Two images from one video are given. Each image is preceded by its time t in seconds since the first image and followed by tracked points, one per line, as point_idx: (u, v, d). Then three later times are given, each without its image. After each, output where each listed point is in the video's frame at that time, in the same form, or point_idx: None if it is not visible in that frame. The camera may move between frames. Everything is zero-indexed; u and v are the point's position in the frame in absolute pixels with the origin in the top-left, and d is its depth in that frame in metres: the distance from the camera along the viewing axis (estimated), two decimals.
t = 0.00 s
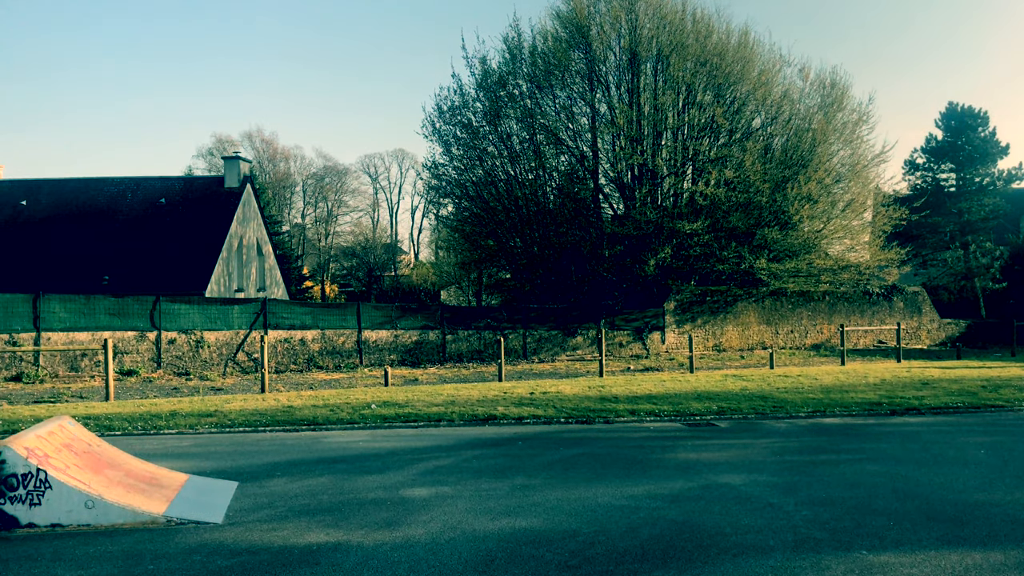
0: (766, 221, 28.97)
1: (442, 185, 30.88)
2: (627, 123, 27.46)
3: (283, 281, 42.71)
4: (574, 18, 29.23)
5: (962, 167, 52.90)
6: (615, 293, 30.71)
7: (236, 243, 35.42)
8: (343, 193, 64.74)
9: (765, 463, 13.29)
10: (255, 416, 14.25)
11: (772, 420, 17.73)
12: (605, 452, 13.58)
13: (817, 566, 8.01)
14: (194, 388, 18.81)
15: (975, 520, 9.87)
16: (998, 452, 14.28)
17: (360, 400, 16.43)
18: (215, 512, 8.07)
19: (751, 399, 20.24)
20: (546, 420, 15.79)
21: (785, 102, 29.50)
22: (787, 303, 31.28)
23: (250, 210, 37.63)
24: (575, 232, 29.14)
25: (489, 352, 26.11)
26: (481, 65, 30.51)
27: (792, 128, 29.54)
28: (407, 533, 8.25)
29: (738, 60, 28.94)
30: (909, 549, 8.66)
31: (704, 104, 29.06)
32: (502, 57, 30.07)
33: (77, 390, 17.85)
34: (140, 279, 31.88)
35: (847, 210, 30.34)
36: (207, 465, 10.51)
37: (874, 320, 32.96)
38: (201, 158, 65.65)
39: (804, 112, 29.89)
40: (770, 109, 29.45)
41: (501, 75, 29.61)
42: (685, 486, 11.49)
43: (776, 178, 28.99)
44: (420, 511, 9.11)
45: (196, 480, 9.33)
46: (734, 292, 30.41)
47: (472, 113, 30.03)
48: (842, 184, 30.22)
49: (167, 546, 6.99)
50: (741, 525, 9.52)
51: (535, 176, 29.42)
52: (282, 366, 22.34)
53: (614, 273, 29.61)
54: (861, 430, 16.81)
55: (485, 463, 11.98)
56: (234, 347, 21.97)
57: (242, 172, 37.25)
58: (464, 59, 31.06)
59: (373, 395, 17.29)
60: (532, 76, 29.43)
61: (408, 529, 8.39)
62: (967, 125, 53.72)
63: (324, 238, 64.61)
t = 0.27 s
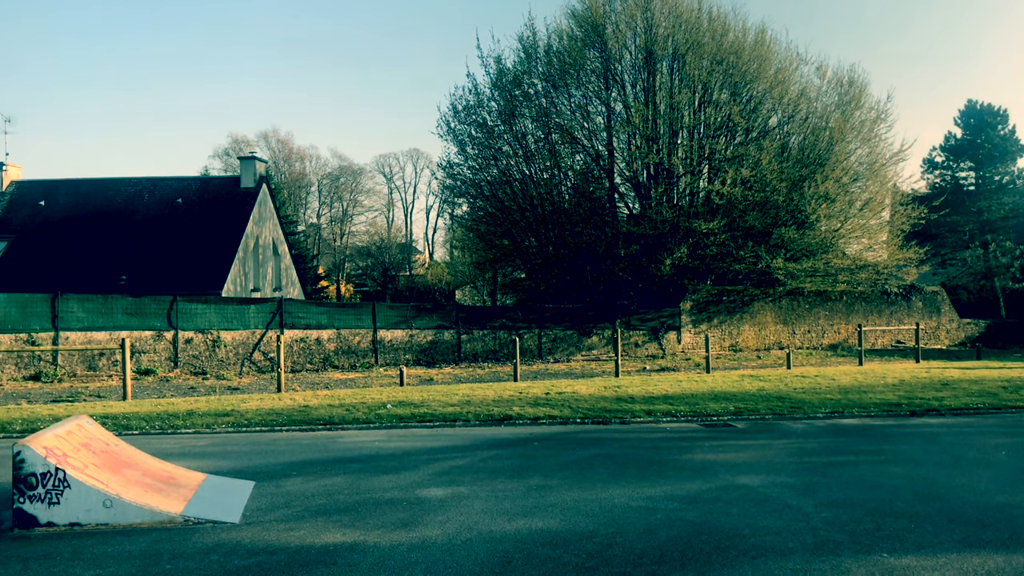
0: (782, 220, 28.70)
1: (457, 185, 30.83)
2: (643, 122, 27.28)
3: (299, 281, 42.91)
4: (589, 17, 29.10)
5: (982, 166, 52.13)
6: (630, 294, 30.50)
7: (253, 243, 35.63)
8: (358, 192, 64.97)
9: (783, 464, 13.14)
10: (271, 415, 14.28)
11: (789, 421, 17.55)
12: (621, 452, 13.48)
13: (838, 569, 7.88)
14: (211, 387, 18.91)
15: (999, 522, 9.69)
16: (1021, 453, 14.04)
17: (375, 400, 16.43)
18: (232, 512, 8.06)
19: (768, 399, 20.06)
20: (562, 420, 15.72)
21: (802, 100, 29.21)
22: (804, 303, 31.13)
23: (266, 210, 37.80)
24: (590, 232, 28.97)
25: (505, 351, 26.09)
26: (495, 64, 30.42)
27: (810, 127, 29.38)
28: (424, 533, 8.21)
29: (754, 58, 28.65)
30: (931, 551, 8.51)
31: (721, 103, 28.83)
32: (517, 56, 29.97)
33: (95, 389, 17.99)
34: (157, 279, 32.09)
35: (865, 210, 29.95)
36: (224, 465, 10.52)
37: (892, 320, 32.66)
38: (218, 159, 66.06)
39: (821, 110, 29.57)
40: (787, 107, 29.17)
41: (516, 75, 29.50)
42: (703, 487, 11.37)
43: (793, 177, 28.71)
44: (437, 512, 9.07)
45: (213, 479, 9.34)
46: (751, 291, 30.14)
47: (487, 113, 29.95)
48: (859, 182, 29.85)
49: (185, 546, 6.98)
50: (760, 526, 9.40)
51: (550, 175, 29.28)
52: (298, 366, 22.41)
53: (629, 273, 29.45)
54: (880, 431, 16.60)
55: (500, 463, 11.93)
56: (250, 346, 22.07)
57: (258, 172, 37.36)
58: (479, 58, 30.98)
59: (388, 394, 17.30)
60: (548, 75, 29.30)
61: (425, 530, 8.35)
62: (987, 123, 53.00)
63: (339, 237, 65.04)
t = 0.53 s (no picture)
0: (800, 220, 28.48)
1: (473, 185, 30.81)
2: (659, 121, 27.07)
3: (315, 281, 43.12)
4: (605, 16, 28.96)
5: (1003, 164, 51.31)
6: (645, 294, 30.52)
7: (270, 243, 35.84)
8: (374, 192, 65.13)
9: (803, 465, 12.98)
10: (289, 415, 14.32)
11: (808, 421, 17.36)
12: (639, 453, 13.39)
13: (860, 573, 7.76)
14: (229, 386, 19.01)
15: None
16: None
17: (392, 399, 16.44)
18: (250, 511, 8.07)
19: (786, 400, 19.86)
20: (579, 420, 15.64)
21: (820, 99, 28.88)
22: (822, 303, 30.79)
23: (283, 210, 38.02)
24: (606, 232, 28.81)
25: (520, 351, 26.04)
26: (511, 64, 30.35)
27: (828, 125, 29.00)
28: (441, 534, 8.17)
29: (771, 56, 28.47)
30: (952, 555, 8.35)
31: (738, 102, 28.59)
32: (533, 56, 29.87)
33: (115, 388, 18.14)
34: (175, 278, 32.33)
35: (884, 208, 29.65)
36: (242, 464, 10.54)
37: (911, 320, 32.32)
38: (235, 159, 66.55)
39: (840, 108, 29.21)
40: (804, 106, 28.88)
41: (531, 74, 29.39)
42: (721, 488, 11.26)
43: (811, 176, 28.40)
44: (454, 512, 9.04)
45: (232, 478, 9.37)
46: (768, 291, 29.90)
47: (503, 112, 29.89)
48: (878, 181, 29.46)
49: (203, 545, 6.99)
50: (779, 528, 9.28)
51: (566, 175, 29.16)
52: (315, 365, 22.47)
53: (646, 273, 29.31)
54: (901, 432, 16.37)
55: (517, 463, 11.87)
56: (268, 346, 22.12)
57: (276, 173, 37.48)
58: (495, 58, 30.93)
59: (405, 394, 17.30)
60: (564, 74, 29.18)
61: (442, 530, 8.31)
62: (1008, 121, 52.23)
63: (356, 237, 65.88)
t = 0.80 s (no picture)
0: (817, 219, 28.22)
1: (488, 184, 30.76)
2: (675, 120, 26.90)
3: (332, 280, 43.31)
4: (621, 15, 28.81)
5: None
6: (663, 294, 30.38)
7: (287, 243, 36.05)
8: (389, 192, 65.14)
9: (822, 466, 12.83)
10: (305, 414, 14.36)
11: (826, 422, 17.17)
12: (656, 453, 13.29)
13: None
14: (246, 385, 19.11)
15: None
16: None
17: (408, 399, 16.44)
18: (267, 511, 8.07)
19: (804, 400, 19.66)
20: (596, 421, 15.56)
21: (838, 97, 28.53)
22: (839, 303, 30.43)
23: (300, 211, 38.24)
24: (622, 231, 28.68)
25: (535, 351, 25.92)
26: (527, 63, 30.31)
27: (845, 124, 28.64)
28: (458, 534, 8.14)
29: (788, 54, 28.22)
30: (976, 558, 8.20)
31: (754, 101, 28.37)
32: (549, 55, 29.80)
33: (133, 387, 18.27)
34: (193, 278, 32.57)
35: (902, 208, 29.32)
36: (260, 463, 10.56)
37: (930, 320, 31.97)
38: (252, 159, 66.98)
39: (858, 106, 28.89)
40: (821, 105, 28.60)
41: (547, 73, 29.32)
42: (739, 489, 11.15)
43: (829, 175, 28.11)
44: (471, 512, 9.00)
45: (249, 477, 9.38)
46: (785, 291, 29.65)
47: (519, 112, 29.89)
48: (896, 181, 29.09)
49: (221, 545, 6.99)
50: (799, 530, 9.16)
51: (582, 174, 29.06)
52: (331, 365, 22.52)
53: (662, 272, 29.16)
54: (921, 433, 16.15)
55: (534, 464, 11.82)
56: (285, 346, 22.24)
57: (292, 173, 37.64)
58: (511, 57, 30.91)
59: (421, 393, 17.29)
60: (579, 73, 29.08)
61: (459, 530, 8.28)
62: None
63: (371, 237, 65.77)
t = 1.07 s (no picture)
0: (835, 218, 27.97)
1: (504, 184, 30.65)
2: (691, 119, 26.72)
3: (348, 280, 43.50)
4: (637, 14, 28.67)
5: None
6: (679, 293, 29.88)
7: (303, 243, 36.22)
8: (405, 192, 65.24)
9: (842, 467, 12.67)
10: (322, 413, 14.38)
11: (845, 423, 16.97)
12: (674, 454, 13.18)
13: None
14: (263, 385, 19.18)
15: None
16: None
17: (424, 399, 16.43)
18: (285, 510, 8.07)
19: (822, 400, 19.45)
20: (612, 421, 15.46)
21: (856, 96, 28.20)
22: (857, 303, 30.08)
23: (317, 211, 38.44)
24: (638, 230, 28.57)
25: (552, 351, 25.87)
26: (543, 63, 30.20)
27: (864, 122, 28.36)
28: (475, 534, 8.10)
29: (806, 52, 27.91)
30: (1001, 561, 8.05)
31: (771, 100, 27.97)
32: (565, 55, 29.70)
33: (152, 386, 18.38)
34: (211, 278, 32.76)
35: (922, 207, 28.93)
36: (277, 462, 10.57)
37: (950, 320, 31.64)
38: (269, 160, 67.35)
39: (876, 105, 28.56)
40: (840, 104, 28.24)
41: (563, 73, 29.23)
42: (758, 490, 11.02)
43: (847, 174, 27.82)
44: (488, 512, 8.96)
45: (267, 477, 9.39)
46: (803, 290, 29.38)
47: (535, 111, 29.79)
48: (916, 179, 28.80)
49: (239, 544, 6.98)
50: (819, 531, 9.03)
51: (598, 174, 28.90)
52: (348, 364, 22.56)
53: (679, 272, 28.98)
54: (941, 434, 15.92)
55: (551, 464, 11.76)
56: (302, 345, 22.24)
57: (309, 173, 37.80)
58: (526, 57, 30.82)
59: (437, 393, 17.28)
60: (595, 73, 28.93)
61: (476, 531, 8.24)
62: None
63: (387, 237, 65.29)
